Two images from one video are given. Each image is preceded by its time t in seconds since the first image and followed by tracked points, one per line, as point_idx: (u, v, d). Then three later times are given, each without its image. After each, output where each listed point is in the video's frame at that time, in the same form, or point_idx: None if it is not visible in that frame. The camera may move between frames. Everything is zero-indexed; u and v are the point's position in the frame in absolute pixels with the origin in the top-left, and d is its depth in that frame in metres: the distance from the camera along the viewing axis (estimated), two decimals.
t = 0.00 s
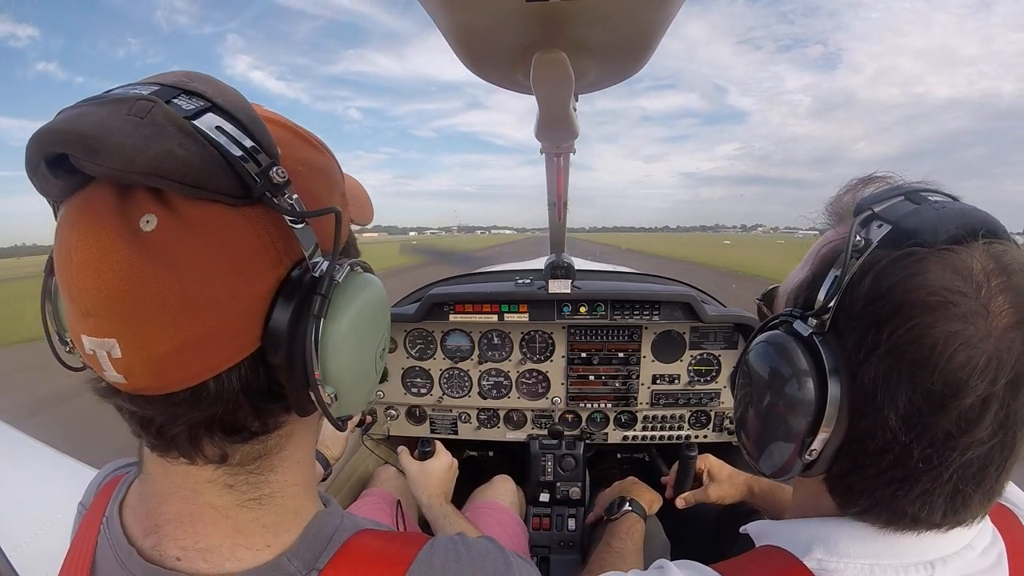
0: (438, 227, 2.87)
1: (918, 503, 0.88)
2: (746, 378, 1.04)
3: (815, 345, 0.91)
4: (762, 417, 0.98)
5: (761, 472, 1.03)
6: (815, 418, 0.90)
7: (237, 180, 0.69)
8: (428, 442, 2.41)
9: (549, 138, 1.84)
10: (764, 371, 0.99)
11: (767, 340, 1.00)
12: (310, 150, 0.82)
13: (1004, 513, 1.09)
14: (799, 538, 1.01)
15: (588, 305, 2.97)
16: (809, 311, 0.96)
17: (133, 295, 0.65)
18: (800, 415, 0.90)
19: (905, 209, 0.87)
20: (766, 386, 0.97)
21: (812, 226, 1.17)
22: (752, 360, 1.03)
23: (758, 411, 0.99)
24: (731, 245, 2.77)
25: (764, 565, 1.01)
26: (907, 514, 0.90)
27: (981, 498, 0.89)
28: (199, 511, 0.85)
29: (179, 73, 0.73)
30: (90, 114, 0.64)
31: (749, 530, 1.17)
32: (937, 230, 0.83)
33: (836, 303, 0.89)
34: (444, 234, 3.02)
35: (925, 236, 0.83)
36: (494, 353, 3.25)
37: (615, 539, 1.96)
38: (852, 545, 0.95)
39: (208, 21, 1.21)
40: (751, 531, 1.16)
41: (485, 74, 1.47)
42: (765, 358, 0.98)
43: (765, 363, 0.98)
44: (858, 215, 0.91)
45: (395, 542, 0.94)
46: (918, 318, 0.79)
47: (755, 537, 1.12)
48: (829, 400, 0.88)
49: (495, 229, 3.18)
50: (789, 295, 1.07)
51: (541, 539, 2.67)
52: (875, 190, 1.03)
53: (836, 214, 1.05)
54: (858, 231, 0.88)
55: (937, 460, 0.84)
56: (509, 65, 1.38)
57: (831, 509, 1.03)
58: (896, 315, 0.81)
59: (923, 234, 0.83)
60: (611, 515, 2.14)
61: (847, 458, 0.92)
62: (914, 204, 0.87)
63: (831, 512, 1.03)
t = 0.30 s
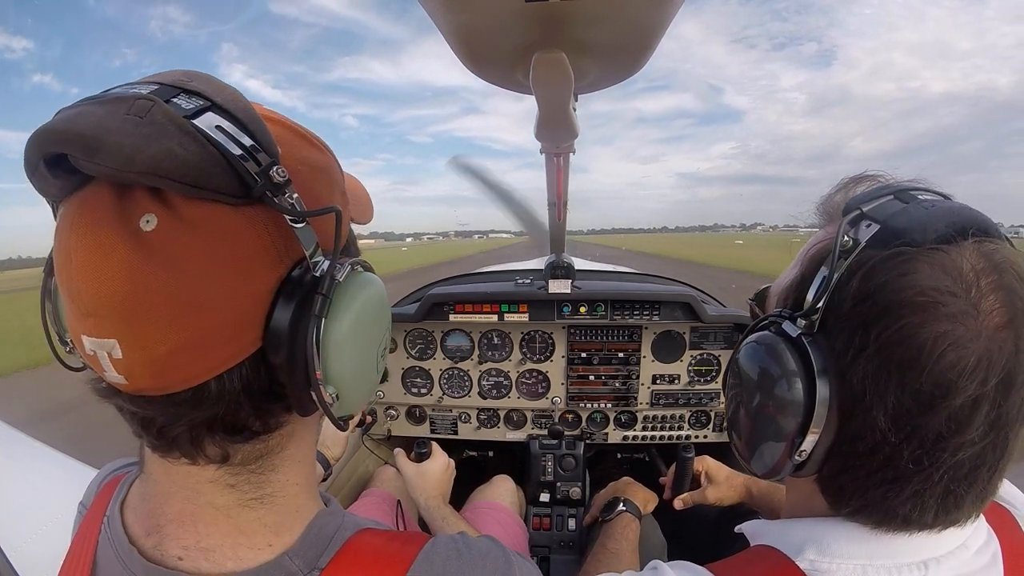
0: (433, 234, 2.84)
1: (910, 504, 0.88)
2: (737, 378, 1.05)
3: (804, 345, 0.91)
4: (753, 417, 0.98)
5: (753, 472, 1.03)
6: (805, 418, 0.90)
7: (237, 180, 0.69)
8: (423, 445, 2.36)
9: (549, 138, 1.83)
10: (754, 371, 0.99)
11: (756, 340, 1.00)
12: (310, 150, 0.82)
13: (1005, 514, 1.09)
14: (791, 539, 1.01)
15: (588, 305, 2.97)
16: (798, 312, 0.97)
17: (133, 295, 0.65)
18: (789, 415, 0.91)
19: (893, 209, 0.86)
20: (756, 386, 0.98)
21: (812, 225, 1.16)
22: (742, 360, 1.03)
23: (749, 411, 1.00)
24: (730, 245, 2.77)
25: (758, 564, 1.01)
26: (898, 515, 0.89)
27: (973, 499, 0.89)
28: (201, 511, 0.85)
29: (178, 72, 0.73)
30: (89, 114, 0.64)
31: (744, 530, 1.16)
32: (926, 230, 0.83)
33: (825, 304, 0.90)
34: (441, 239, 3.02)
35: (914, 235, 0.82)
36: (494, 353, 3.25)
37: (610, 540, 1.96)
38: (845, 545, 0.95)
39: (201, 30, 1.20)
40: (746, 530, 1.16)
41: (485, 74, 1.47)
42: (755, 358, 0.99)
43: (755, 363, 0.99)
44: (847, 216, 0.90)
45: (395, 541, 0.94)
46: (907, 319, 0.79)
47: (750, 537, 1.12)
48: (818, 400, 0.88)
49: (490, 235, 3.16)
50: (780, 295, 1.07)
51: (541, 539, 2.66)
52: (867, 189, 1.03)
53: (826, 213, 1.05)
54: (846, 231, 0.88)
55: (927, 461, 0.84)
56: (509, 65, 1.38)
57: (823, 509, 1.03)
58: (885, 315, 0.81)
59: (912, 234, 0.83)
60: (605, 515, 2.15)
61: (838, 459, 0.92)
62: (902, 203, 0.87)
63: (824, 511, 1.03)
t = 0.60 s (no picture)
0: (428, 238, 2.80)
1: (911, 508, 0.88)
2: (743, 378, 1.05)
3: (810, 344, 0.92)
4: (758, 416, 0.98)
5: (757, 471, 1.03)
6: (810, 417, 0.90)
7: (242, 178, 0.69)
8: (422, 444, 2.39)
9: (549, 138, 1.84)
10: (759, 371, 0.99)
11: (762, 338, 1.01)
12: (313, 150, 0.82)
13: (1005, 515, 1.09)
14: (794, 539, 1.01)
15: (588, 305, 2.97)
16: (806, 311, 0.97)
17: (136, 292, 0.65)
18: (795, 413, 0.91)
19: (907, 210, 0.86)
20: (761, 385, 0.98)
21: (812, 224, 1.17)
22: (747, 360, 1.04)
23: (754, 410, 1.00)
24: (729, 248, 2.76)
25: (760, 565, 1.01)
26: (900, 519, 0.89)
27: (976, 505, 0.88)
28: (201, 510, 0.85)
29: (182, 71, 0.73)
30: (94, 111, 0.64)
31: (746, 530, 1.16)
32: (938, 232, 0.83)
33: (833, 304, 0.90)
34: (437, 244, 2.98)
35: (926, 238, 0.83)
36: (494, 353, 3.25)
37: (609, 540, 1.96)
38: (848, 546, 0.95)
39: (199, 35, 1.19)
40: (748, 531, 1.16)
41: (485, 74, 1.47)
42: (760, 357, 0.99)
43: (760, 362, 0.99)
44: (858, 214, 0.91)
45: (396, 540, 0.94)
46: (916, 323, 0.79)
47: (752, 538, 1.12)
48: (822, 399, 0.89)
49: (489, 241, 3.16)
50: (788, 291, 1.07)
51: (541, 539, 2.66)
52: (879, 185, 1.03)
53: (836, 208, 1.05)
54: (857, 231, 0.88)
55: (931, 467, 0.84)
56: (509, 65, 1.38)
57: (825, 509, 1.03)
58: (894, 319, 0.81)
59: (924, 236, 0.83)
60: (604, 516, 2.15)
61: (841, 461, 0.92)
62: (916, 203, 0.87)
63: (826, 511, 1.03)
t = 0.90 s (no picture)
0: (425, 239, 2.79)
1: (913, 509, 0.88)
2: (747, 376, 1.04)
3: (815, 341, 0.92)
4: (761, 413, 0.98)
5: (760, 468, 1.03)
6: (814, 414, 0.90)
7: (233, 180, 0.69)
8: (418, 445, 2.39)
9: (549, 138, 1.83)
10: (763, 368, 0.99)
11: (767, 335, 1.00)
12: (308, 149, 0.82)
13: (1005, 516, 1.08)
14: (794, 538, 1.01)
15: (588, 305, 2.97)
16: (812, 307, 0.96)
17: (129, 295, 0.65)
18: (799, 410, 0.90)
19: (917, 207, 0.86)
20: (765, 382, 0.97)
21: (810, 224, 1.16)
22: (751, 356, 1.03)
23: (757, 408, 1.00)
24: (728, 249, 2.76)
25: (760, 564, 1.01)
26: (901, 519, 0.89)
27: (978, 506, 0.88)
28: (198, 511, 0.85)
29: (173, 71, 0.73)
30: (84, 113, 0.63)
31: (745, 530, 1.16)
32: (948, 231, 0.82)
33: (839, 301, 0.89)
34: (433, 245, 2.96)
35: (936, 237, 0.82)
36: (494, 353, 3.25)
37: (608, 541, 1.96)
38: (848, 546, 0.94)
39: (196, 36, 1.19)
40: (746, 530, 1.15)
41: (485, 74, 1.47)
42: (765, 354, 0.99)
43: (764, 359, 0.99)
44: (868, 211, 0.90)
45: (394, 538, 0.94)
46: (923, 323, 0.79)
47: (751, 538, 1.12)
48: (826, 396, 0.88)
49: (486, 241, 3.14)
50: (794, 288, 1.07)
51: (541, 539, 2.66)
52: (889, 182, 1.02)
53: (846, 204, 1.05)
54: (866, 228, 0.88)
55: (934, 467, 0.84)
56: (510, 65, 1.37)
57: (826, 509, 1.03)
58: (900, 319, 0.81)
59: (933, 234, 0.82)
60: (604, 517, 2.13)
61: (843, 459, 0.92)
62: (927, 201, 0.86)
63: (826, 510, 1.03)
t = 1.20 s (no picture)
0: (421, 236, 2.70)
1: (909, 507, 0.87)
2: (742, 377, 1.05)
3: (809, 341, 0.92)
4: (756, 414, 0.99)
5: (755, 470, 1.03)
6: (807, 415, 0.90)
7: (230, 182, 0.68)
8: (417, 446, 2.40)
9: (549, 138, 1.83)
10: (758, 369, 0.99)
11: (761, 336, 1.00)
12: (309, 148, 0.81)
13: (1005, 519, 1.08)
14: (790, 544, 1.01)
15: (588, 305, 2.97)
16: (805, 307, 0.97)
17: (124, 298, 0.64)
18: (792, 411, 0.91)
19: (906, 206, 0.86)
20: (760, 383, 0.98)
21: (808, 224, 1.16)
22: (746, 357, 1.04)
23: (752, 409, 1.00)
24: (728, 249, 2.75)
25: (754, 570, 1.01)
26: (897, 518, 0.89)
27: (973, 506, 0.88)
28: (198, 514, 0.85)
29: (170, 70, 0.72)
30: (78, 113, 0.63)
31: (741, 534, 1.16)
32: (938, 227, 0.82)
33: (830, 300, 0.90)
34: (431, 243, 2.94)
35: (925, 233, 0.82)
36: (494, 353, 3.24)
37: (608, 543, 1.95)
38: (844, 550, 0.94)
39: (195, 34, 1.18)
40: (742, 534, 1.15)
41: (485, 74, 1.46)
42: (759, 355, 0.99)
43: (759, 360, 0.99)
44: (858, 212, 0.91)
45: (394, 540, 0.93)
46: (913, 317, 0.78)
47: (747, 543, 1.12)
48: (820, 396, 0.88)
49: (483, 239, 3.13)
50: (787, 291, 1.07)
51: (540, 539, 2.66)
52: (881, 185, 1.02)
53: (837, 209, 1.04)
54: (856, 227, 0.88)
55: (929, 463, 0.83)
56: (510, 65, 1.37)
57: (824, 512, 1.02)
58: (891, 314, 0.80)
59: (922, 230, 0.82)
60: (604, 519, 2.12)
61: (838, 459, 0.91)
62: (915, 200, 0.86)
63: (824, 512, 1.02)
